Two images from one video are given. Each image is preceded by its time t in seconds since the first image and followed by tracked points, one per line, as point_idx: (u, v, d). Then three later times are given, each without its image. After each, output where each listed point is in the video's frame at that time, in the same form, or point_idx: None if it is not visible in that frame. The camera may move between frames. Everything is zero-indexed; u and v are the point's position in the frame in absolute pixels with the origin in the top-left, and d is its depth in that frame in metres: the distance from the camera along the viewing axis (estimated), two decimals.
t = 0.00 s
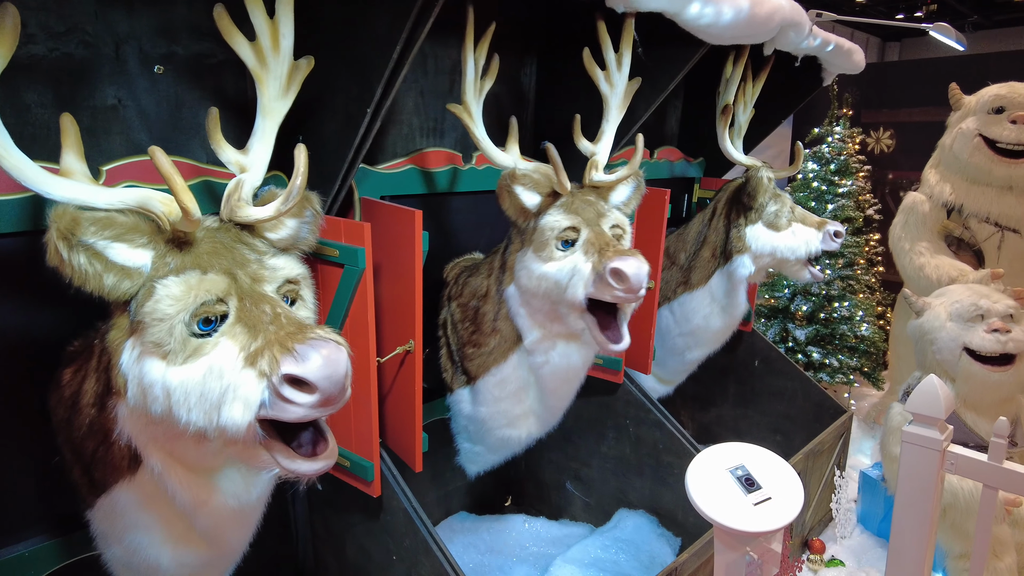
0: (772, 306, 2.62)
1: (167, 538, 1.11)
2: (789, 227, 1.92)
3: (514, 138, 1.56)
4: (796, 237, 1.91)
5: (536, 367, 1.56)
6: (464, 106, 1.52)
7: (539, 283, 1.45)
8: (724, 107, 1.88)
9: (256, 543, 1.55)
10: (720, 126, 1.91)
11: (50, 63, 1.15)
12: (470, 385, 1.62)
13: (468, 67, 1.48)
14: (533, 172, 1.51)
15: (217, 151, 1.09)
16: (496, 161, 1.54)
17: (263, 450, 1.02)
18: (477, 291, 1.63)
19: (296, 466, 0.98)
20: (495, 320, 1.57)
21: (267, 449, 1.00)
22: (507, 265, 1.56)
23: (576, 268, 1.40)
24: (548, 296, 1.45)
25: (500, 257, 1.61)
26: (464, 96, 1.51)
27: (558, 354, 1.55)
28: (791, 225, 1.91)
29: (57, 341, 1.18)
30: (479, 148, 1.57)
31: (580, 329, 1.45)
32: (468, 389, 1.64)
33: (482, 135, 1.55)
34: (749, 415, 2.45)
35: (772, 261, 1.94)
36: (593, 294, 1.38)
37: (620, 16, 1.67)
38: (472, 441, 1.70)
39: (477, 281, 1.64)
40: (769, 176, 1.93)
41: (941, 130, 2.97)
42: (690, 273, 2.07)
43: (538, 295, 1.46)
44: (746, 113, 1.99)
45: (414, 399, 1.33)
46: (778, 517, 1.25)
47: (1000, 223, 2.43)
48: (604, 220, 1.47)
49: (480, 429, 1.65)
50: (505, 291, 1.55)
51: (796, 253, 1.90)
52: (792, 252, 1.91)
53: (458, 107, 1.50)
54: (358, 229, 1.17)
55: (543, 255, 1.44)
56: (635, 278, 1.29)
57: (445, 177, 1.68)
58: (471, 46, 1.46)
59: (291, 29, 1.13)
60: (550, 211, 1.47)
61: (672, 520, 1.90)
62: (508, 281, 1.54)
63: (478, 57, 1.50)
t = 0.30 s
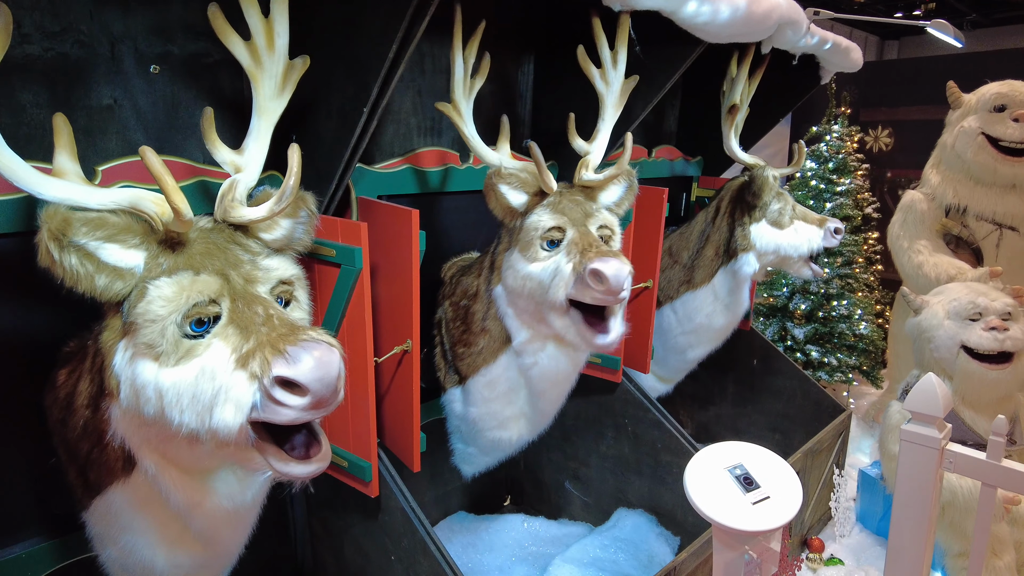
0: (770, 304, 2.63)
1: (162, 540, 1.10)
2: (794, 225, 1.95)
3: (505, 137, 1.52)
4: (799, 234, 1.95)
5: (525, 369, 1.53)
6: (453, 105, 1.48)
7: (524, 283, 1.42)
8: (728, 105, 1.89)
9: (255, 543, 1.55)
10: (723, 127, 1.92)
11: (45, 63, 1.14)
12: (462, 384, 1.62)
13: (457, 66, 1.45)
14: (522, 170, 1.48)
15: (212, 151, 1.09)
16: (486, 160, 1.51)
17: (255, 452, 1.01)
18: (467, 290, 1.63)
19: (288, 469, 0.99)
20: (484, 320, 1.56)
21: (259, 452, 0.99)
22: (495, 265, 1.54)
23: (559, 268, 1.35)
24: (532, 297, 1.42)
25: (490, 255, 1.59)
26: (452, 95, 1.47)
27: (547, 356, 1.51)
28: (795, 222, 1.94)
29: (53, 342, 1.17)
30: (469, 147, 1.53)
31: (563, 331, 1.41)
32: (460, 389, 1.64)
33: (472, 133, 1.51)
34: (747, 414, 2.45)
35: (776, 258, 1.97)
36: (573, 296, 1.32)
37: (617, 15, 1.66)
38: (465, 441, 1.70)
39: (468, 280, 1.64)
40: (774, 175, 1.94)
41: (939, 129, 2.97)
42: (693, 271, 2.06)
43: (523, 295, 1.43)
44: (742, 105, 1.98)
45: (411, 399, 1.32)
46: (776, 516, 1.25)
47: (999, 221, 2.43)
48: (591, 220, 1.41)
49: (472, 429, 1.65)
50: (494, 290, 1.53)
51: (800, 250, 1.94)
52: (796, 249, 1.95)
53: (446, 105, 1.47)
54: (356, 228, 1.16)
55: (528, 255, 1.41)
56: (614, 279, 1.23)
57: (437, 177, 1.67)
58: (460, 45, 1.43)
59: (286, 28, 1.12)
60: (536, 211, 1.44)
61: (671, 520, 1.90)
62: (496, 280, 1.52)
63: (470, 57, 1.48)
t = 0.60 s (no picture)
0: (770, 304, 2.63)
1: (160, 547, 1.10)
2: (794, 225, 1.94)
3: (504, 137, 1.47)
4: (800, 235, 1.94)
5: (521, 372, 1.49)
6: (450, 105, 1.42)
7: (517, 285, 1.38)
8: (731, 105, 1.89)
9: (257, 546, 1.54)
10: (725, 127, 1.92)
11: (46, 63, 1.13)
12: (461, 385, 1.59)
13: (454, 65, 1.39)
14: (516, 169, 1.43)
15: (214, 152, 1.09)
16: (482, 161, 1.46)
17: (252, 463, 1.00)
18: (465, 291, 1.58)
19: (286, 481, 0.97)
20: (481, 320, 1.52)
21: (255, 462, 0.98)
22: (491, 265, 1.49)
23: (550, 270, 1.31)
24: (524, 299, 1.38)
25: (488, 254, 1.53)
26: (448, 95, 1.41)
27: (543, 359, 1.48)
28: (795, 223, 1.94)
29: (54, 345, 1.16)
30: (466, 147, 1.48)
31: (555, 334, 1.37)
32: (458, 390, 1.61)
33: (470, 133, 1.45)
34: (748, 414, 2.46)
35: (776, 258, 1.97)
36: (563, 298, 1.29)
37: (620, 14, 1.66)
38: (464, 443, 1.68)
39: (466, 281, 1.59)
40: (775, 175, 1.94)
41: (937, 128, 2.98)
42: (693, 272, 2.06)
43: (516, 297, 1.39)
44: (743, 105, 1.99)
45: (417, 402, 1.32)
46: (783, 516, 1.25)
47: (998, 221, 2.44)
48: (586, 222, 1.37)
49: (470, 430, 1.63)
50: (489, 292, 1.49)
51: (801, 250, 1.94)
52: (797, 250, 1.95)
53: (443, 105, 1.41)
54: (361, 229, 1.16)
55: (522, 256, 1.37)
56: (605, 281, 1.20)
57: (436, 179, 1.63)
58: (457, 46, 1.38)
59: (289, 27, 1.11)
60: (531, 211, 1.39)
61: (674, 520, 1.90)
62: (492, 282, 1.48)
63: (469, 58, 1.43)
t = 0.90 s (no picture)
0: (767, 304, 2.65)
1: (169, 563, 1.06)
2: (799, 226, 1.96)
3: (515, 138, 1.45)
4: (805, 235, 1.96)
5: (532, 375, 1.45)
6: (462, 105, 1.40)
7: (528, 286, 1.36)
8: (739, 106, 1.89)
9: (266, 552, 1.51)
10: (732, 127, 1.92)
11: (55, 59, 1.10)
12: (470, 387, 1.53)
13: (465, 64, 1.35)
14: (528, 169, 1.42)
15: (230, 152, 1.04)
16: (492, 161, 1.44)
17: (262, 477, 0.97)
18: (476, 292, 1.56)
19: (308, 481, 0.94)
20: (491, 322, 1.49)
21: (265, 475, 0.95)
22: (503, 266, 1.47)
23: (563, 272, 1.30)
24: (537, 301, 1.36)
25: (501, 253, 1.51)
26: (458, 93, 1.38)
27: (555, 361, 1.44)
28: (800, 223, 1.96)
29: (62, 349, 1.13)
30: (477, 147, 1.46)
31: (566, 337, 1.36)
32: (467, 392, 1.55)
33: (481, 134, 1.43)
34: (748, 413, 2.48)
35: (782, 258, 1.98)
36: (577, 301, 1.28)
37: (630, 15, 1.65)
38: (472, 446, 1.61)
39: (477, 282, 1.57)
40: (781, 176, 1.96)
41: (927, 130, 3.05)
42: (699, 272, 2.08)
43: (528, 299, 1.38)
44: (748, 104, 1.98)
45: (433, 405, 1.30)
46: (799, 516, 1.26)
47: (989, 221, 2.49)
48: (599, 224, 1.36)
49: (478, 433, 1.56)
50: (500, 294, 1.47)
51: (806, 250, 1.96)
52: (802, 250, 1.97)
53: (454, 105, 1.38)
54: (381, 231, 1.14)
55: (534, 258, 1.35)
56: (620, 283, 1.19)
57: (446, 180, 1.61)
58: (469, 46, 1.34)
59: (310, 23, 1.05)
60: (543, 212, 1.38)
61: (681, 520, 1.91)
62: (503, 284, 1.46)
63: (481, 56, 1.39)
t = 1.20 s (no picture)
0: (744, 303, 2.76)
1: None
2: (781, 227, 2.00)
3: (517, 139, 1.48)
4: (787, 236, 2.00)
5: (534, 377, 1.45)
6: (466, 105, 1.42)
7: (535, 289, 1.38)
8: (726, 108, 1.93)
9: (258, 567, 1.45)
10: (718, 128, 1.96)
11: (45, 52, 1.03)
12: (468, 391, 1.51)
13: (470, 64, 1.38)
14: (533, 171, 1.44)
15: (236, 154, 0.98)
16: (496, 162, 1.46)
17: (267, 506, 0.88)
18: (475, 295, 1.55)
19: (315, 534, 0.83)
20: (493, 325, 1.48)
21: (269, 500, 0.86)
22: (505, 268, 1.48)
23: (573, 274, 1.32)
24: (545, 304, 1.38)
25: (503, 255, 1.51)
26: (463, 93, 1.40)
27: (557, 363, 1.45)
28: (782, 224, 2.00)
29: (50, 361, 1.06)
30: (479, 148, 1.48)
31: (575, 339, 1.38)
32: (466, 395, 1.53)
33: (484, 134, 1.46)
34: (727, 410, 2.52)
35: (765, 258, 2.02)
36: (589, 302, 1.30)
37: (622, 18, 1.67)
38: (469, 449, 1.58)
39: (476, 284, 1.56)
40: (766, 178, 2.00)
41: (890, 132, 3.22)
42: (684, 273, 2.11)
43: (535, 301, 1.39)
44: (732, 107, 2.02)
45: (439, 410, 1.28)
46: (798, 512, 1.28)
47: (951, 222, 2.60)
48: (605, 225, 1.39)
49: (477, 436, 1.53)
50: (504, 296, 1.46)
51: (788, 250, 2.00)
52: (785, 250, 2.01)
53: (458, 104, 1.40)
54: (392, 233, 1.12)
55: (541, 260, 1.37)
56: (633, 284, 1.21)
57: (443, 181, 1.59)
58: (475, 45, 1.37)
59: (322, 18, 1.03)
60: (549, 214, 1.40)
61: (672, 518, 1.94)
62: (507, 286, 1.46)
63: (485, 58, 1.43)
